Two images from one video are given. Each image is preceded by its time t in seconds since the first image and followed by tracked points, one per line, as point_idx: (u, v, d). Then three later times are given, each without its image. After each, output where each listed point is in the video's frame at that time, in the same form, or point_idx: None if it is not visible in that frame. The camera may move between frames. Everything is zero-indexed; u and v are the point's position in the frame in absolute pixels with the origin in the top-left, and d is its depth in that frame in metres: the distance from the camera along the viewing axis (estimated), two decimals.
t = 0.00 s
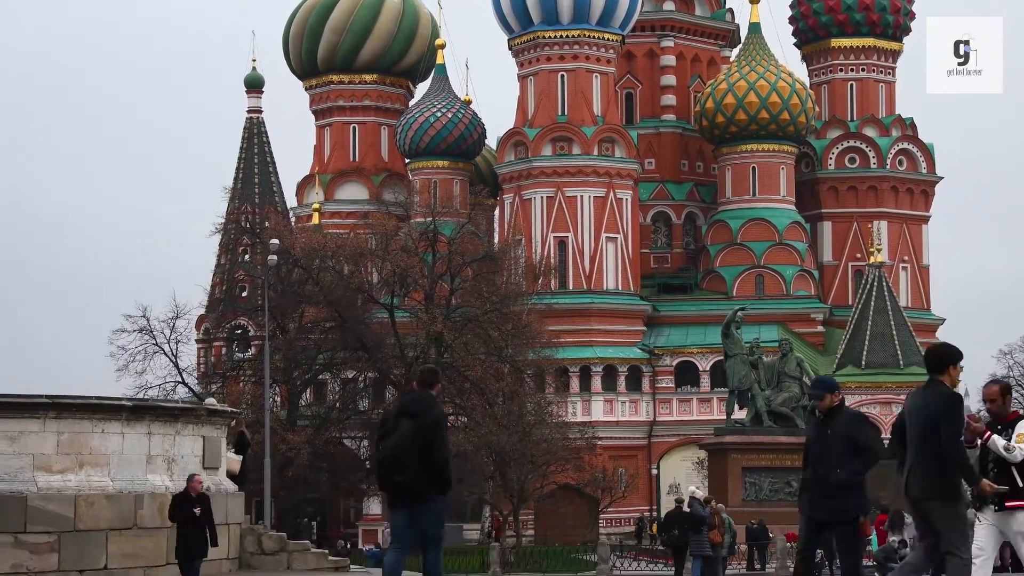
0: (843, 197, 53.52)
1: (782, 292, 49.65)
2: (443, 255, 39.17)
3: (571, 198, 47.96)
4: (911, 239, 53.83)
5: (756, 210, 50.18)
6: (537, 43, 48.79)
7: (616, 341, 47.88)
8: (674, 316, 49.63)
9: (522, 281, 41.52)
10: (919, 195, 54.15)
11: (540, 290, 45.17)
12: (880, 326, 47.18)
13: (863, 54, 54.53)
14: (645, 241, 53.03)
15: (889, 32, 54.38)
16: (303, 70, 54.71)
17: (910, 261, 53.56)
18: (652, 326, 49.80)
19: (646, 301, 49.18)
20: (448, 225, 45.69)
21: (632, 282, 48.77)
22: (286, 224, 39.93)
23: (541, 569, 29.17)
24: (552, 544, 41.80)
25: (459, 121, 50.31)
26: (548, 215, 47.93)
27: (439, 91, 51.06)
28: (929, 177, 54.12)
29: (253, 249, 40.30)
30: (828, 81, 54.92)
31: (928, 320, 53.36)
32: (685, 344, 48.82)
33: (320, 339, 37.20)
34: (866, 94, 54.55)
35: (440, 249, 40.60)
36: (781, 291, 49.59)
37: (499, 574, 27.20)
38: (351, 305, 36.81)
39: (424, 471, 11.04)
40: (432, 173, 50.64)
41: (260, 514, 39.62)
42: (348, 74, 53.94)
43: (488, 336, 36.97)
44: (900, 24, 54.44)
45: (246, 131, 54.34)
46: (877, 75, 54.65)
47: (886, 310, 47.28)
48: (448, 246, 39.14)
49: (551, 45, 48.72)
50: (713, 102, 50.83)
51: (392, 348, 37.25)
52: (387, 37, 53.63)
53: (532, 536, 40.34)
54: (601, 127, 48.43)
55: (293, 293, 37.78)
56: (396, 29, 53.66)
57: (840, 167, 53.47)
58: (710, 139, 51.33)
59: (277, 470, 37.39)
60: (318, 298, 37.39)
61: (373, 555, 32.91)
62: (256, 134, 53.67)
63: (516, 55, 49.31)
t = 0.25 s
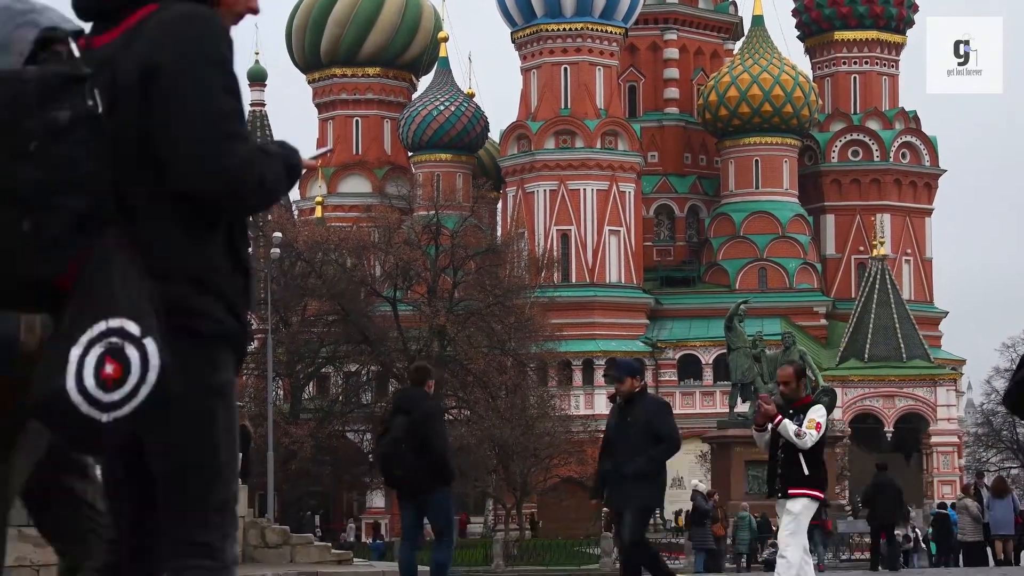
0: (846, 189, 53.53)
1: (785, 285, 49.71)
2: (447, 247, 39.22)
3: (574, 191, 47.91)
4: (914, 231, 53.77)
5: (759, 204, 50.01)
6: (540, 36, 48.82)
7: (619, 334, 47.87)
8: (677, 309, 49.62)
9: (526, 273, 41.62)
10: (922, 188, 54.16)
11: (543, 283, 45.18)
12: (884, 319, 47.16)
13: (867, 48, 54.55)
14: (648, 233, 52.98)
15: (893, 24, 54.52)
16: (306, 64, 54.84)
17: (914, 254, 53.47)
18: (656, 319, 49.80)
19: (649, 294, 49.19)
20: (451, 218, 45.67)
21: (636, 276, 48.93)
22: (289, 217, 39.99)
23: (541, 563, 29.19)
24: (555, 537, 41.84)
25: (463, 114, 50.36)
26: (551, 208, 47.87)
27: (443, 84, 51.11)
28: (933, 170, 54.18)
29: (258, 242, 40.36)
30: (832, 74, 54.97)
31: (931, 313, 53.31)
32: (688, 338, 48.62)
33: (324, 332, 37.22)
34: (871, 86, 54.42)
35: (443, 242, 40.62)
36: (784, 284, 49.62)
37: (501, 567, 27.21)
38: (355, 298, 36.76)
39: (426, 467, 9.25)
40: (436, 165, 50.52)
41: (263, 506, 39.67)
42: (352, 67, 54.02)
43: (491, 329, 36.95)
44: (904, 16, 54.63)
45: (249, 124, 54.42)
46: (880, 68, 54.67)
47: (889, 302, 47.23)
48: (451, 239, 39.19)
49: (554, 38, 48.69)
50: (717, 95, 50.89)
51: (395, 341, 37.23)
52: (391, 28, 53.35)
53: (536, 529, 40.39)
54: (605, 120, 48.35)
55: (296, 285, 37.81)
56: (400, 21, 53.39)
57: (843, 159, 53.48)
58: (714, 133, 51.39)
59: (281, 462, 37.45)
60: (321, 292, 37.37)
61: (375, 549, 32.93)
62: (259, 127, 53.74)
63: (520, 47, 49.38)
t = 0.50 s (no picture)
0: (850, 182, 53.47)
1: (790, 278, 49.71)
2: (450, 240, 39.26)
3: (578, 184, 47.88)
4: (918, 225, 53.74)
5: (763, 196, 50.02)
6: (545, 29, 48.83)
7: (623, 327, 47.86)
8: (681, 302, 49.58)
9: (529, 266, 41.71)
10: (926, 181, 54.19)
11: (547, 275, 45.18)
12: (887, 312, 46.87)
13: (871, 40, 54.62)
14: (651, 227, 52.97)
15: (896, 17, 54.63)
16: (310, 57, 54.89)
17: (918, 248, 53.41)
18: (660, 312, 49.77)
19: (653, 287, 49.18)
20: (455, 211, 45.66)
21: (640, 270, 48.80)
22: (293, 211, 40.04)
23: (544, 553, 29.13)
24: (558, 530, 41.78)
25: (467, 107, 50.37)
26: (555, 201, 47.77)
27: (446, 77, 51.18)
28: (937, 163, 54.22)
29: (261, 235, 40.39)
30: (836, 67, 55.07)
31: (936, 306, 53.26)
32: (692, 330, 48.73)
33: (327, 324, 37.23)
34: (874, 80, 54.40)
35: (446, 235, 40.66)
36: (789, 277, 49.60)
37: (505, 557, 27.15)
38: (360, 292, 36.74)
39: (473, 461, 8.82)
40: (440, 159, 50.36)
41: (265, 500, 39.61)
42: (356, 61, 54.05)
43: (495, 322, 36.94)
44: (907, 9, 54.68)
45: (253, 118, 54.47)
46: (884, 61, 54.69)
47: (893, 296, 46.89)
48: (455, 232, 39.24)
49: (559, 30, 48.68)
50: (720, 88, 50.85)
51: (398, 334, 37.20)
52: (395, 22, 53.46)
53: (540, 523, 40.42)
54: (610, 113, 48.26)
55: (301, 277, 37.85)
56: (404, 16, 53.45)
57: (847, 153, 53.37)
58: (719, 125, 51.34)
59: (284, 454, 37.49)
60: (325, 285, 37.35)
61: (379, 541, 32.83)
62: (263, 121, 53.78)
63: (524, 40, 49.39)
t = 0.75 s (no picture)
0: (853, 177, 53.47)
1: (792, 273, 49.65)
2: (453, 235, 39.22)
3: (580, 178, 47.89)
4: (921, 220, 53.73)
5: (765, 190, 50.06)
6: (547, 24, 48.78)
7: (626, 322, 47.91)
8: (684, 297, 49.59)
9: (532, 261, 41.61)
10: (929, 176, 54.07)
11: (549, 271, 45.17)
12: (890, 307, 47.04)
13: (874, 35, 54.53)
14: (654, 221, 52.97)
15: (899, 12, 54.40)
16: (313, 53, 54.82)
17: (920, 242, 53.41)
18: (662, 307, 49.77)
19: (656, 282, 49.16)
20: (458, 206, 45.65)
21: (643, 265, 48.71)
22: (296, 205, 39.95)
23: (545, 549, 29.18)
24: (563, 524, 41.89)
25: (469, 102, 50.31)
26: (558, 196, 47.81)
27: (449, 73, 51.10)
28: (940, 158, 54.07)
29: (264, 230, 40.31)
30: (838, 61, 54.98)
31: (938, 301, 53.27)
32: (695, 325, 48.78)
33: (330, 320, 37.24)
34: (877, 75, 54.38)
35: (450, 230, 40.66)
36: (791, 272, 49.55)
37: (509, 553, 27.24)
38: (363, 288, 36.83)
39: (467, 459, 9.77)
40: (442, 153, 50.55)
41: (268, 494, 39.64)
42: (358, 55, 53.91)
43: (497, 317, 36.93)
44: (911, 4, 54.50)
45: (255, 112, 54.42)
46: (887, 55, 54.61)
47: (895, 291, 47.00)
48: (458, 227, 39.22)
49: (561, 25, 48.69)
50: (723, 83, 50.78)
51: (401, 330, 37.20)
52: (397, 17, 53.62)
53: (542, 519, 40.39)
54: (611, 107, 48.32)
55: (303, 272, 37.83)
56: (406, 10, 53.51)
57: (849, 148, 53.43)
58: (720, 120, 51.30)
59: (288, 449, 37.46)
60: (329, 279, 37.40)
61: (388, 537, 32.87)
62: (265, 115, 53.76)
63: (527, 35, 49.33)
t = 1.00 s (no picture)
0: (856, 170, 53.43)
1: (796, 266, 49.60)
2: (458, 229, 39.20)
3: (584, 171, 47.86)
4: (926, 213, 53.71)
5: (770, 183, 49.99)
6: (551, 16, 48.72)
7: (630, 315, 47.96)
8: (687, 290, 49.60)
9: (537, 255, 41.56)
10: (933, 169, 54.02)
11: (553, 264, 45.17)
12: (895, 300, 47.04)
13: (878, 27, 54.47)
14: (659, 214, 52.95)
15: (904, 4, 54.42)
16: (317, 45, 54.86)
17: (925, 235, 53.42)
18: (666, 300, 49.76)
19: (660, 275, 49.17)
20: (461, 199, 45.63)
21: (647, 257, 48.76)
22: (300, 199, 39.87)
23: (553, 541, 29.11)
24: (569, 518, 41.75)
25: (472, 96, 50.22)
26: (561, 189, 47.79)
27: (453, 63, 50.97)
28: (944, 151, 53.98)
29: (268, 224, 40.23)
30: (843, 54, 54.87)
31: (942, 294, 53.27)
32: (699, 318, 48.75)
33: (334, 313, 37.23)
34: (881, 67, 54.32)
35: (454, 223, 40.65)
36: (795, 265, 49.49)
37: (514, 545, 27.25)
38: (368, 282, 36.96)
39: (488, 449, 11.06)
40: (447, 147, 50.59)
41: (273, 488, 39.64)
42: (362, 48, 53.94)
43: (501, 310, 36.90)
44: None
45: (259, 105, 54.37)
46: (891, 48, 54.54)
47: (900, 283, 46.97)
48: (463, 220, 39.22)
49: (565, 18, 48.61)
50: (727, 75, 50.76)
51: (405, 324, 37.20)
52: (401, 9, 53.56)
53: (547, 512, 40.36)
54: (615, 100, 48.29)
55: (306, 266, 37.80)
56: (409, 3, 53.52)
57: (854, 141, 53.36)
58: (723, 111, 51.10)
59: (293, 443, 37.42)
60: (333, 272, 37.38)
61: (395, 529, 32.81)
62: (269, 107, 53.76)
63: (530, 28, 49.27)
